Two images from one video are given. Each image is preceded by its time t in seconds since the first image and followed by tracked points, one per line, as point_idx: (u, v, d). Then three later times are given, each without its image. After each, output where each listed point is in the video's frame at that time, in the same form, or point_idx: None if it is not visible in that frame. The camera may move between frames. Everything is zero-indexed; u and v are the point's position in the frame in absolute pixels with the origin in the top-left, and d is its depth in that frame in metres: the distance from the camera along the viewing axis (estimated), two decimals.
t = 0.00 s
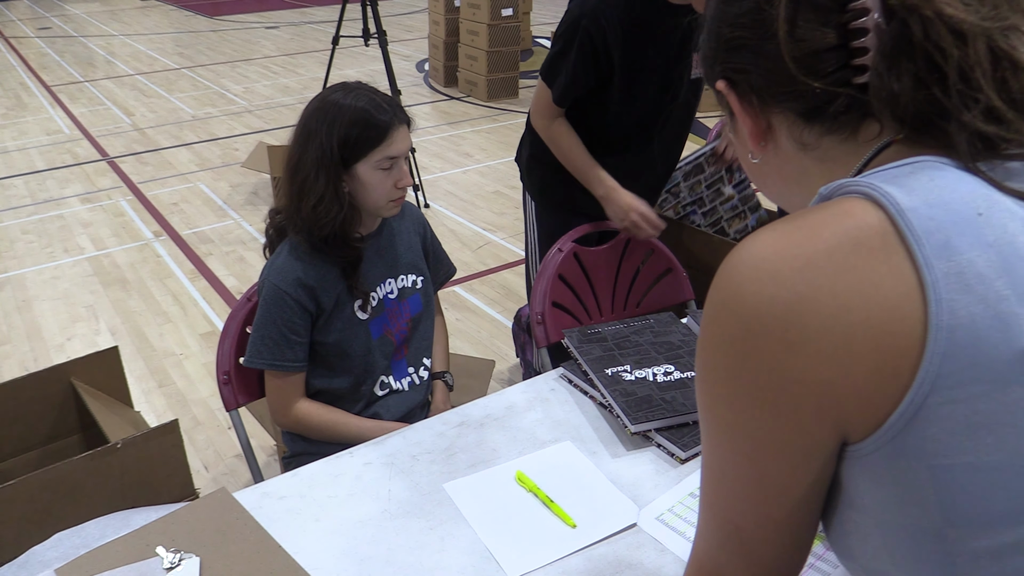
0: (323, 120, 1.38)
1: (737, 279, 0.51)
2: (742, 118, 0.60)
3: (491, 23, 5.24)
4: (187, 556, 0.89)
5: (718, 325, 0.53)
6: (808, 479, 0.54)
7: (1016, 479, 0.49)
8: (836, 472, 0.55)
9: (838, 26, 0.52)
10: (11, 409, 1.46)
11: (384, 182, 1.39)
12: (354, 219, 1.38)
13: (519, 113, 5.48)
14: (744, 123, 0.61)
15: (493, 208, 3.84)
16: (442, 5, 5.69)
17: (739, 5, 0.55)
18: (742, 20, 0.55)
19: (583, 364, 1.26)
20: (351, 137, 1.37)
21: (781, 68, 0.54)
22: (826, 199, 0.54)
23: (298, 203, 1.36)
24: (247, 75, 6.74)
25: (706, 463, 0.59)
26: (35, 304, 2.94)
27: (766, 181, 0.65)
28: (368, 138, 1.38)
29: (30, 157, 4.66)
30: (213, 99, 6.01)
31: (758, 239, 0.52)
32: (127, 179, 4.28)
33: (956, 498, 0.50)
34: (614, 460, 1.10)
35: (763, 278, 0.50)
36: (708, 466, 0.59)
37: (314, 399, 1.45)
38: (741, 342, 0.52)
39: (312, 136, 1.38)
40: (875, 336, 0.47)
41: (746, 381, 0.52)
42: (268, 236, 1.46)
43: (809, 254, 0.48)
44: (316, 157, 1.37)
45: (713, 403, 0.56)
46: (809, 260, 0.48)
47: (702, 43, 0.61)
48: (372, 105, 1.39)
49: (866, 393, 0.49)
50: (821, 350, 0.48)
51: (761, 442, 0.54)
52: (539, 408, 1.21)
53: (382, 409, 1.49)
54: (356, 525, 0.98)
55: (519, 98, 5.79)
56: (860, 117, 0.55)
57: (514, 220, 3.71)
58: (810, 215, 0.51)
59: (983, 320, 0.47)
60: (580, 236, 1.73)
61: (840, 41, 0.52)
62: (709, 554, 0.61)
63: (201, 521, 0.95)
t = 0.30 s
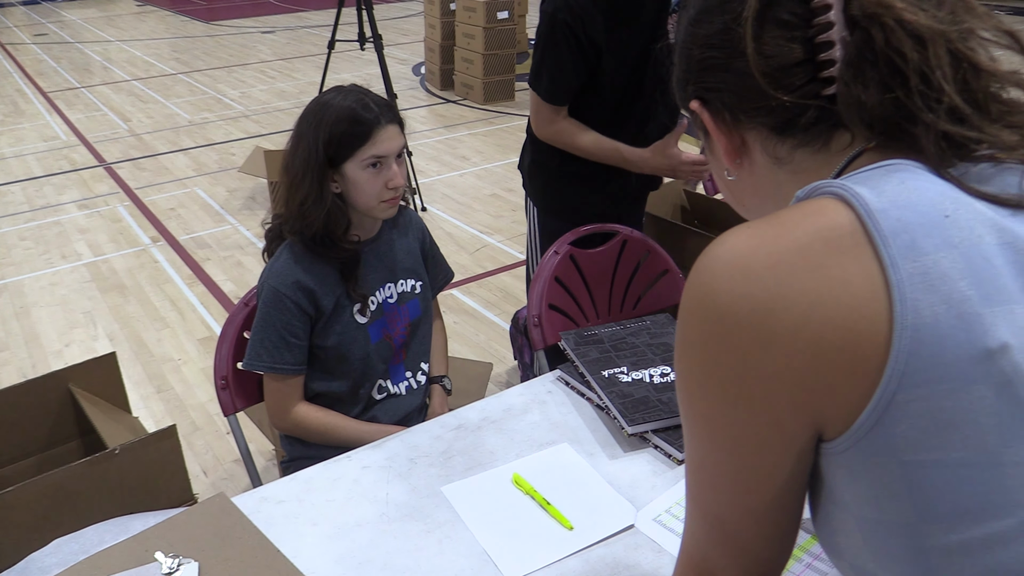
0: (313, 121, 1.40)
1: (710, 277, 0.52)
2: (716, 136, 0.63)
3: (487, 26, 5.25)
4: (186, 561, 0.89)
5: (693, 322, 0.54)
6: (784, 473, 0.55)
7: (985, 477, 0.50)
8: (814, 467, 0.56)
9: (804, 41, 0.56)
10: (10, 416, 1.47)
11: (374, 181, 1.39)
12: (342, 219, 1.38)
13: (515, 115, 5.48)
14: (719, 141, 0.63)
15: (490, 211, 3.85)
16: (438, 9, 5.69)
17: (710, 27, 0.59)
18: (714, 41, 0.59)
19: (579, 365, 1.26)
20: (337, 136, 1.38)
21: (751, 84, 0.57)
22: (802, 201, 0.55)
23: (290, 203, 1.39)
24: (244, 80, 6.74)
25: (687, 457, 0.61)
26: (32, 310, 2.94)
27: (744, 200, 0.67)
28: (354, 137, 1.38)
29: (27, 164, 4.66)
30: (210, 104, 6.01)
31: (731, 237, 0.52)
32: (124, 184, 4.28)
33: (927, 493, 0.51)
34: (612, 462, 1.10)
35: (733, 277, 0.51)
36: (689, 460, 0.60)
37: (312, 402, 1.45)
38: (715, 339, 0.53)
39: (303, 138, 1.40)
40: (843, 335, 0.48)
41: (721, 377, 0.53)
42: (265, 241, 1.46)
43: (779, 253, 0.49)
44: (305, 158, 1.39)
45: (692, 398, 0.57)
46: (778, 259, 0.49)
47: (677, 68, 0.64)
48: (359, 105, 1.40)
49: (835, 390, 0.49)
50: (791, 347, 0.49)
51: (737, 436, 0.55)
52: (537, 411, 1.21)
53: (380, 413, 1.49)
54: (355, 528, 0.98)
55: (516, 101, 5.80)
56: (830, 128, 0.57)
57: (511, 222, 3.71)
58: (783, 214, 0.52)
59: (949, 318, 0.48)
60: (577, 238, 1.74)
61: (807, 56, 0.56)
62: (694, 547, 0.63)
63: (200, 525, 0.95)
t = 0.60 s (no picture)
0: (310, 121, 1.40)
1: (704, 286, 0.53)
2: (704, 152, 0.65)
3: (486, 30, 5.26)
4: (184, 564, 0.89)
5: (687, 331, 0.55)
6: (781, 480, 0.56)
7: (981, 485, 0.50)
8: (811, 473, 0.57)
9: (783, 54, 0.57)
10: (7, 418, 1.47)
11: (370, 183, 1.40)
12: (339, 221, 1.39)
13: (515, 119, 5.49)
14: (706, 158, 0.65)
15: (489, 215, 3.85)
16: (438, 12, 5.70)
17: (694, 48, 0.62)
18: (698, 61, 0.61)
19: (579, 369, 1.26)
20: (334, 137, 1.39)
21: (732, 98, 0.59)
22: (794, 211, 0.55)
23: (286, 204, 1.39)
24: (243, 83, 6.74)
25: (684, 464, 0.61)
26: (30, 312, 2.93)
27: (733, 218, 0.68)
28: (352, 138, 1.39)
29: (26, 165, 4.66)
30: (209, 106, 6.01)
31: (724, 246, 0.53)
32: (123, 186, 4.28)
33: (924, 500, 0.51)
34: (611, 467, 1.11)
35: (727, 285, 0.51)
36: (685, 467, 0.60)
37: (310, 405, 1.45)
38: (710, 347, 0.53)
39: (300, 138, 1.41)
40: (838, 343, 0.48)
41: (716, 385, 0.54)
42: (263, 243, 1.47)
43: (772, 262, 0.50)
44: (302, 158, 1.40)
45: (687, 406, 0.58)
46: (772, 268, 0.50)
47: (669, 88, 0.67)
48: (357, 106, 1.41)
49: (830, 398, 0.50)
50: (786, 356, 0.49)
51: (733, 444, 0.55)
52: (536, 415, 1.22)
53: (378, 417, 1.49)
54: (354, 532, 0.98)
55: (515, 105, 5.81)
56: (812, 138, 0.58)
57: (510, 226, 3.71)
58: (777, 223, 0.53)
59: (942, 326, 0.48)
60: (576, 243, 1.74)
61: (785, 69, 0.57)
62: (691, 553, 0.63)
63: (198, 528, 0.95)
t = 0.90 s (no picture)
0: (314, 127, 1.39)
1: (708, 291, 0.53)
2: (703, 170, 0.65)
3: (486, 35, 5.27)
4: (183, 569, 0.89)
5: (691, 337, 0.54)
6: (785, 487, 0.55)
7: (987, 494, 0.50)
8: (814, 482, 0.57)
9: (773, 68, 0.58)
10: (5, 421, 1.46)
11: (374, 191, 1.40)
12: (343, 227, 1.39)
13: (515, 124, 5.49)
14: (705, 175, 0.65)
15: (488, 219, 3.85)
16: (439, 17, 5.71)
17: (688, 71, 0.62)
18: (692, 83, 0.62)
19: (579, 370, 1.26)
20: (340, 145, 1.38)
21: (727, 113, 0.59)
22: (797, 218, 0.55)
23: (288, 210, 1.37)
24: (243, 86, 6.75)
25: (686, 470, 0.60)
26: (29, 315, 2.93)
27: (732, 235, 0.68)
28: (358, 146, 1.39)
29: (25, 167, 4.66)
30: (209, 109, 6.02)
31: (730, 251, 0.53)
32: (122, 189, 4.28)
33: (930, 509, 0.51)
34: (612, 472, 1.11)
35: (733, 291, 0.51)
36: (688, 473, 0.60)
37: (310, 410, 1.45)
38: (715, 353, 0.53)
39: (303, 144, 1.40)
40: (846, 349, 0.48)
41: (722, 391, 0.53)
42: (262, 246, 1.46)
43: (778, 268, 0.50)
44: (306, 165, 1.38)
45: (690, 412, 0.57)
46: (777, 274, 0.49)
47: (667, 112, 0.67)
48: (362, 114, 1.40)
49: (836, 405, 0.50)
50: (793, 362, 0.49)
51: (737, 450, 0.55)
52: (536, 420, 1.22)
53: (377, 422, 1.49)
54: (354, 537, 0.98)
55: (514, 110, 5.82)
56: (807, 147, 0.58)
57: (509, 231, 3.71)
58: (782, 229, 0.52)
59: (948, 333, 0.48)
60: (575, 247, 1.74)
61: (775, 83, 0.57)
62: (692, 561, 0.63)
63: (196, 532, 0.95)
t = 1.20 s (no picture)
0: (318, 130, 1.38)
1: (715, 293, 0.52)
2: (711, 182, 0.64)
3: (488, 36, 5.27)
4: (180, 573, 0.88)
5: (697, 338, 0.54)
6: (790, 494, 0.54)
7: (997, 503, 0.50)
8: (819, 489, 0.56)
9: (781, 80, 0.57)
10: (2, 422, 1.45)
11: (378, 195, 1.39)
12: (346, 231, 1.38)
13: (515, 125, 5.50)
14: (713, 187, 0.64)
15: (488, 221, 3.84)
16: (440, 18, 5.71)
17: (698, 83, 0.62)
18: (702, 95, 0.61)
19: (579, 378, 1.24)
20: (344, 149, 1.37)
21: (735, 126, 0.59)
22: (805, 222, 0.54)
23: (291, 214, 1.36)
24: (244, 86, 6.75)
25: (688, 474, 0.60)
26: (27, 314, 2.92)
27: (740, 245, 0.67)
28: (362, 150, 1.38)
29: (24, 166, 4.65)
30: (209, 109, 6.01)
31: (737, 253, 0.52)
32: (122, 189, 4.27)
33: (938, 518, 0.50)
34: (613, 476, 1.10)
35: (740, 292, 0.50)
36: (691, 478, 0.59)
37: (309, 413, 1.44)
38: (721, 355, 0.52)
39: (307, 146, 1.38)
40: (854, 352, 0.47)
41: (727, 393, 0.52)
42: (263, 246, 1.45)
43: (787, 268, 0.49)
44: (309, 169, 1.37)
45: (694, 416, 0.56)
46: (785, 275, 0.49)
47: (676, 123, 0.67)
48: (367, 118, 1.40)
49: (843, 410, 0.49)
50: (800, 364, 0.48)
51: (742, 455, 0.54)
52: (537, 424, 1.21)
53: (377, 425, 1.48)
54: (352, 541, 0.97)
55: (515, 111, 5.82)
56: (815, 158, 0.57)
57: (509, 232, 3.71)
58: (790, 230, 0.52)
59: (959, 340, 0.47)
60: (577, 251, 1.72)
61: (784, 95, 0.57)
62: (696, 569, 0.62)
63: (194, 535, 0.94)
